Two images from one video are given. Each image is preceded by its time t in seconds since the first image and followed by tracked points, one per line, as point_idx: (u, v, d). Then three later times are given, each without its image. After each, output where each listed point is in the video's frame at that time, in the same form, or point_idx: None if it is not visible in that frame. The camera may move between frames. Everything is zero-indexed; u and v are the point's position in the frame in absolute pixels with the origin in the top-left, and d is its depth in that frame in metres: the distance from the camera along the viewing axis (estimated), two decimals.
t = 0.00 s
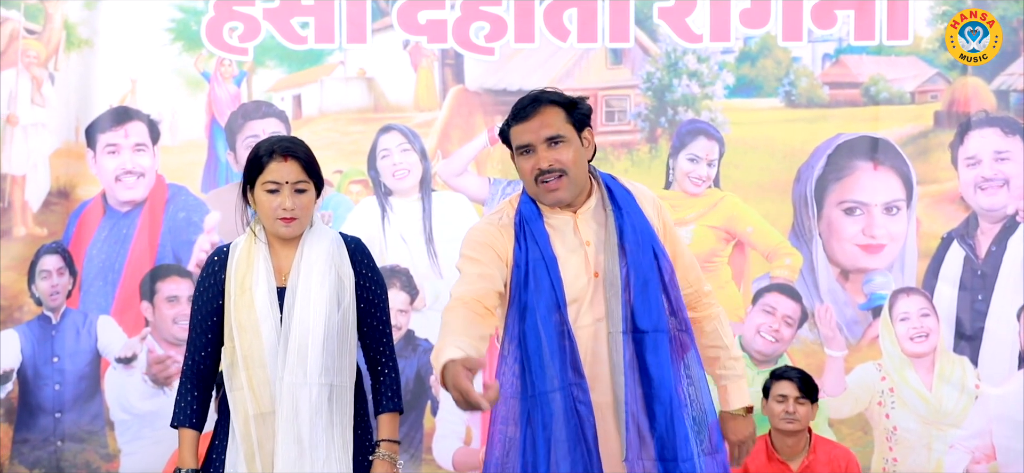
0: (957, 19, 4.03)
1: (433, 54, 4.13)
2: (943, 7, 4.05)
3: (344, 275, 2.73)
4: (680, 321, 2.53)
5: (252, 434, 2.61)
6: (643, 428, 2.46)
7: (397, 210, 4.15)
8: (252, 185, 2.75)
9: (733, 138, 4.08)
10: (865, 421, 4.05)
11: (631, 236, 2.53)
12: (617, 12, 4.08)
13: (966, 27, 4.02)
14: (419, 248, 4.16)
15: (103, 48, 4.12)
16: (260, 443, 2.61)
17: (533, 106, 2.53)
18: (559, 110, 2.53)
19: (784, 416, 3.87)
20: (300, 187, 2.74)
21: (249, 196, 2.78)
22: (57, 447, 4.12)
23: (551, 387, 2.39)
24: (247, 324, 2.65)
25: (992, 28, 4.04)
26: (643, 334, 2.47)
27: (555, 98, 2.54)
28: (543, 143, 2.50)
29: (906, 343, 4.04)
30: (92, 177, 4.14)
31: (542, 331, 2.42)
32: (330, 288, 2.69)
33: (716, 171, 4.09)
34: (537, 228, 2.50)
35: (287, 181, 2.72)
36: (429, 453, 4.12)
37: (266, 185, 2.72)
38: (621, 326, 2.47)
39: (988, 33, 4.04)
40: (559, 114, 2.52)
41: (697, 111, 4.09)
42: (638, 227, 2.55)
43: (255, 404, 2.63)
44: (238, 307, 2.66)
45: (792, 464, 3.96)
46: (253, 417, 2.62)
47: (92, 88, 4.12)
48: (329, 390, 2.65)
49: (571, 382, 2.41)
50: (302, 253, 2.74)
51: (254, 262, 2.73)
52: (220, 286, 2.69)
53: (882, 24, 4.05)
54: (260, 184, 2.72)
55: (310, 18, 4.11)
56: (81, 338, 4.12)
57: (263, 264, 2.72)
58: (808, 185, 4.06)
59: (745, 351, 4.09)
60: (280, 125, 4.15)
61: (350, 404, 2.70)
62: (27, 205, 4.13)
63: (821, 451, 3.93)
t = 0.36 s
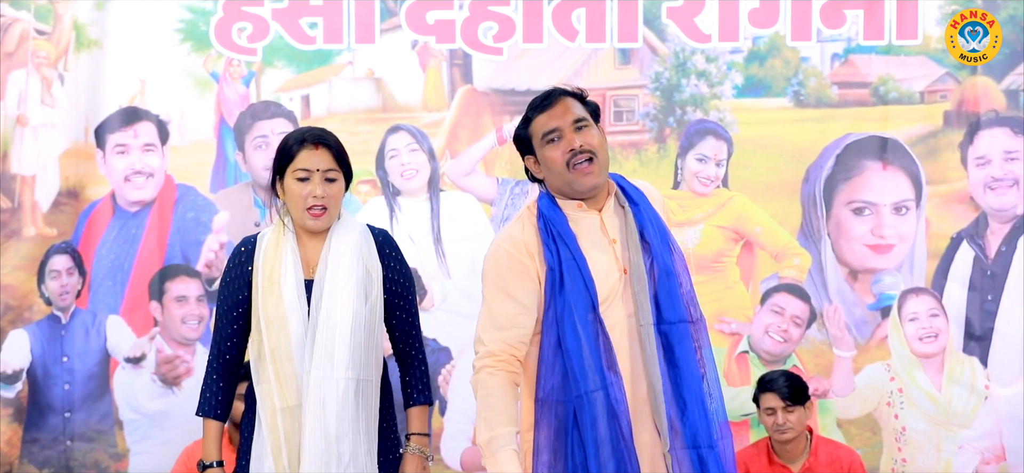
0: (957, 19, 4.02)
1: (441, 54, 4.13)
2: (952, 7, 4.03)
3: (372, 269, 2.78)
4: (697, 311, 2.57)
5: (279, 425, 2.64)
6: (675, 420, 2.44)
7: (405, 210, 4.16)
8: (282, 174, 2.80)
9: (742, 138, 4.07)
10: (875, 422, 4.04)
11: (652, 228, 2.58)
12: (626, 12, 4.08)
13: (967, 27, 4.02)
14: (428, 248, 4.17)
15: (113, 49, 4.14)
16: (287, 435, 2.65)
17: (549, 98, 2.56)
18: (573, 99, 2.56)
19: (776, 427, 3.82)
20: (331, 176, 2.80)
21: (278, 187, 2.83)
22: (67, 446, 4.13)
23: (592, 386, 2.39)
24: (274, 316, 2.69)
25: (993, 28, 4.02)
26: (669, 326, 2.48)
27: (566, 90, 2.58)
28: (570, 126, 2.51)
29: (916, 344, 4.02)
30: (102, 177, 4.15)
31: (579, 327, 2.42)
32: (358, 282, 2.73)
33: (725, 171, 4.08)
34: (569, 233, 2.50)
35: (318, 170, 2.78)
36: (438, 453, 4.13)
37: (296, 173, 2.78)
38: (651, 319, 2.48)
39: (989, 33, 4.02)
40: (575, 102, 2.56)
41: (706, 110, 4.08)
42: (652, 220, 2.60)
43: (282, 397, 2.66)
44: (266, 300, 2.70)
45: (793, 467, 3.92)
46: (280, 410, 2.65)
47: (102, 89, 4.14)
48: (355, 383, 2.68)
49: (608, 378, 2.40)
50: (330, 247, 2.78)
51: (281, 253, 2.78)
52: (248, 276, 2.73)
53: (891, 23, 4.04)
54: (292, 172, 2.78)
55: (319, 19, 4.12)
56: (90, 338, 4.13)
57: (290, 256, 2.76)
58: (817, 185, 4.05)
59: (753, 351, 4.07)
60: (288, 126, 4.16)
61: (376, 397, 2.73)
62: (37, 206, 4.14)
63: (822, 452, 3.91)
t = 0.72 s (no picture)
0: (957, 19, 4.02)
1: (442, 54, 4.13)
2: (953, 7, 4.03)
3: (395, 268, 2.76)
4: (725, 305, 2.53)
5: (310, 423, 2.61)
6: (703, 411, 2.43)
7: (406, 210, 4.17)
8: (318, 174, 2.72)
9: (742, 138, 4.07)
10: (875, 421, 4.04)
11: (680, 223, 2.53)
12: (627, 12, 4.08)
13: (967, 27, 4.02)
14: (429, 248, 4.17)
15: (114, 49, 4.14)
16: (316, 433, 2.62)
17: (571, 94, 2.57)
18: (594, 94, 2.58)
19: (782, 426, 3.81)
20: (370, 177, 2.76)
21: (308, 190, 2.75)
22: (67, 446, 4.13)
23: (623, 375, 2.40)
24: (302, 313, 2.66)
25: (992, 28, 4.02)
26: (698, 316, 2.45)
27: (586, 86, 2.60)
28: (596, 120, 2.52)
29: (916, 343, 4.02)
30: (103, 176, 4.15)
31: (610, 320, 2.42)
32: (384, 280, 2.72)
33: (725, 171, 4.08)
34: (596, 227, 2.50)
35: (359, 170, 2.74)
36: (438, 453, 4.12)
37: (340, 172, 2.72)
38: (677, 310, 2.46)
39: (989, 33, 4.02)
40: (596, 97, 2.57)
41: (706, 110, 4.08)
42: (682, 215, 2.55)
43: (312, 394, 2.63)
44: (292, 296, 2.66)
45: (798, 466, 3.89)
46: (310, 408, 2.62)
47: (103, 89, 4.14)
48: (384, 380, 2.67)
49: (639, 369, 2.42)
50: (353, 243, 2.75)
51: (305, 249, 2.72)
52: (270, 273, 2.68)
53: (892, 23, 4.04)
54: (332, 172, 2.71)
55: (319, 18, 4.12)
56: (91, 338, 4.14)
57: (315, 252, 2.71)
58: (817, 184, 4.05)
59: (754, 351, 4.08)
60: (289, 125, 4.15)
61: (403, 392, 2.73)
62: (38, 205, 4.14)
63: (827, 451, 3.90)
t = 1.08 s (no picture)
0: (957, 18, 4.02)
1: (440, 54, 4.13)
2: (951, 7, 4.03)
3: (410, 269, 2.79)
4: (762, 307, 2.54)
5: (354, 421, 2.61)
6: (724, 416, 2.50)
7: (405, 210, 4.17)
8: (348, 173, 2.67)
9: (740, 138, 4.07)
10: (873, 421, 4.05)
11: (721, 228, 2.52)
12: (625, 12, 4.07)
13: (966, 28, 4.02)
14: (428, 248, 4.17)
15: (112, 48, 4.13)
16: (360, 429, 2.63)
17: (633, 143, 2.42)
18: (654, 135, 2.45)
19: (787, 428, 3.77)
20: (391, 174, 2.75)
21: (334, 189, 2.69)
22: (65, 446, 4.13)
23: (637, 372, 2.52)
24: (340, 311, 2.62)
25: (992, 29, 4.02)
26: (729, 321, 2.50)
27: (643, 124, 2.45)
28: (655, 172, 2.44)
29: (914, 344, 4.03)
30: (101, 176, 4.15)
31: (630, 328, 2.52)
32: (403, 279, 2.75)
33: (723, 170, 4.08)
34: (625, 228, 2.58)
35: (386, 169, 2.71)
36: (436, 453, 4.13)
37: (368, 171, 2.67)
38: (704, 312, 2.52)
39: (988, 34, 4.02)
40: (655, 140, 2.44)
41: (705, 110, 4.08)
42: (727, 221, 2.53)
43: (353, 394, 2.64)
44: (331, 296, 2.61)
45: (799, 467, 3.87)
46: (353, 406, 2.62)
47: (101, 88, 4.13)
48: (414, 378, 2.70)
49: (657, 369, 2.52)
50: (373, 245, 2.76)
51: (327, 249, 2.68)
52: (302, 268, 2.62)
53: (890, 23, 4.04)
54: (363, 172, 2.67)
55: (317, 18, 4.12)
56: (89, 338, 4.14)
57: (341, 252, 2.68)
58: (815, 185, 4.05)
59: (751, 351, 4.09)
60: (287, 125, 4.15)
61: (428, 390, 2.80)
62: (36, 205, 4.14)
63: (828, 452, 3.91)
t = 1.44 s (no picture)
0: (957, 19, 4.01)
1: (440, 49, 4.12)
2: (952, 3, 4.02)
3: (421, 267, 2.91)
4: (775, 321, 2.60)
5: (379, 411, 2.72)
6: (723, 417, 2.58)
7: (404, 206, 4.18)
8: (366, 167, 2.72)
9: (739, 134, 4.07)
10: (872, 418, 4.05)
11: (734, 239, 2.60)
12: (625, 8, 4.07)
13: (966, 27, 4.01)
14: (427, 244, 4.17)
15: (112, 44, 4.13)
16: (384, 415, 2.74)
17: (677, 142, 2.49)
18: (701, 140, 2.51)
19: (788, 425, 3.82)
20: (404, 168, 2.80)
21: (351, 184, 2.74)
22: (65, 441, 4.13)
23: (634, 356, 2.64)
24: (365, 305, 2.71)
25: (992, 27, 4.02)
26: (733, 329, 2.58)
27: (694, 126, 2.50)
28: (686, 173, 2.53)
29: (913, 340, 4.03)
30: (100, 172, 4.14)
31: (632, 316, 2.65)
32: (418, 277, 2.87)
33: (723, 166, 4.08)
34: (643, 217, 2.69)
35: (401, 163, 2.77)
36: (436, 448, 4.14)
37: (386, 165, 2.74)
38: (710, 317, 2.60)
39: (988, 33, 4.01)
40: (700, 145, 2.51)
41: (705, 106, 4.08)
42: (743, 232, 2.60)
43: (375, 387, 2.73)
44: (358, 289, 2.71)
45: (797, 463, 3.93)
46: (378, 397, 2.73)
47: (101, 84, 4.13)
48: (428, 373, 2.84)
49: (655, 356, 2.63)
50: (388, 240, 2.85)
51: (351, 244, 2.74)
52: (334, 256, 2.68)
53: (890, 20, 4.04)
54: (380, 165, 2.72)
55: (317, 14, 4.11)
56: (88, 333, 4.14)
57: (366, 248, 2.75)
58: (815, 181, 4.05)
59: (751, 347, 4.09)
60: (287, 121, 4.15)
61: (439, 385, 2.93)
62: (36, 200, 4.13)
63: (829, 450, 3.94)
